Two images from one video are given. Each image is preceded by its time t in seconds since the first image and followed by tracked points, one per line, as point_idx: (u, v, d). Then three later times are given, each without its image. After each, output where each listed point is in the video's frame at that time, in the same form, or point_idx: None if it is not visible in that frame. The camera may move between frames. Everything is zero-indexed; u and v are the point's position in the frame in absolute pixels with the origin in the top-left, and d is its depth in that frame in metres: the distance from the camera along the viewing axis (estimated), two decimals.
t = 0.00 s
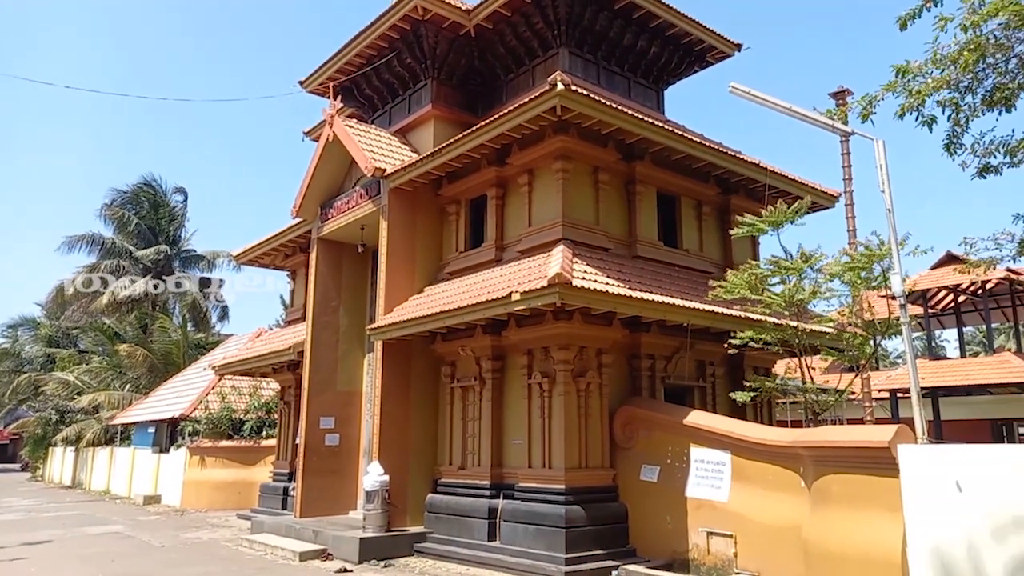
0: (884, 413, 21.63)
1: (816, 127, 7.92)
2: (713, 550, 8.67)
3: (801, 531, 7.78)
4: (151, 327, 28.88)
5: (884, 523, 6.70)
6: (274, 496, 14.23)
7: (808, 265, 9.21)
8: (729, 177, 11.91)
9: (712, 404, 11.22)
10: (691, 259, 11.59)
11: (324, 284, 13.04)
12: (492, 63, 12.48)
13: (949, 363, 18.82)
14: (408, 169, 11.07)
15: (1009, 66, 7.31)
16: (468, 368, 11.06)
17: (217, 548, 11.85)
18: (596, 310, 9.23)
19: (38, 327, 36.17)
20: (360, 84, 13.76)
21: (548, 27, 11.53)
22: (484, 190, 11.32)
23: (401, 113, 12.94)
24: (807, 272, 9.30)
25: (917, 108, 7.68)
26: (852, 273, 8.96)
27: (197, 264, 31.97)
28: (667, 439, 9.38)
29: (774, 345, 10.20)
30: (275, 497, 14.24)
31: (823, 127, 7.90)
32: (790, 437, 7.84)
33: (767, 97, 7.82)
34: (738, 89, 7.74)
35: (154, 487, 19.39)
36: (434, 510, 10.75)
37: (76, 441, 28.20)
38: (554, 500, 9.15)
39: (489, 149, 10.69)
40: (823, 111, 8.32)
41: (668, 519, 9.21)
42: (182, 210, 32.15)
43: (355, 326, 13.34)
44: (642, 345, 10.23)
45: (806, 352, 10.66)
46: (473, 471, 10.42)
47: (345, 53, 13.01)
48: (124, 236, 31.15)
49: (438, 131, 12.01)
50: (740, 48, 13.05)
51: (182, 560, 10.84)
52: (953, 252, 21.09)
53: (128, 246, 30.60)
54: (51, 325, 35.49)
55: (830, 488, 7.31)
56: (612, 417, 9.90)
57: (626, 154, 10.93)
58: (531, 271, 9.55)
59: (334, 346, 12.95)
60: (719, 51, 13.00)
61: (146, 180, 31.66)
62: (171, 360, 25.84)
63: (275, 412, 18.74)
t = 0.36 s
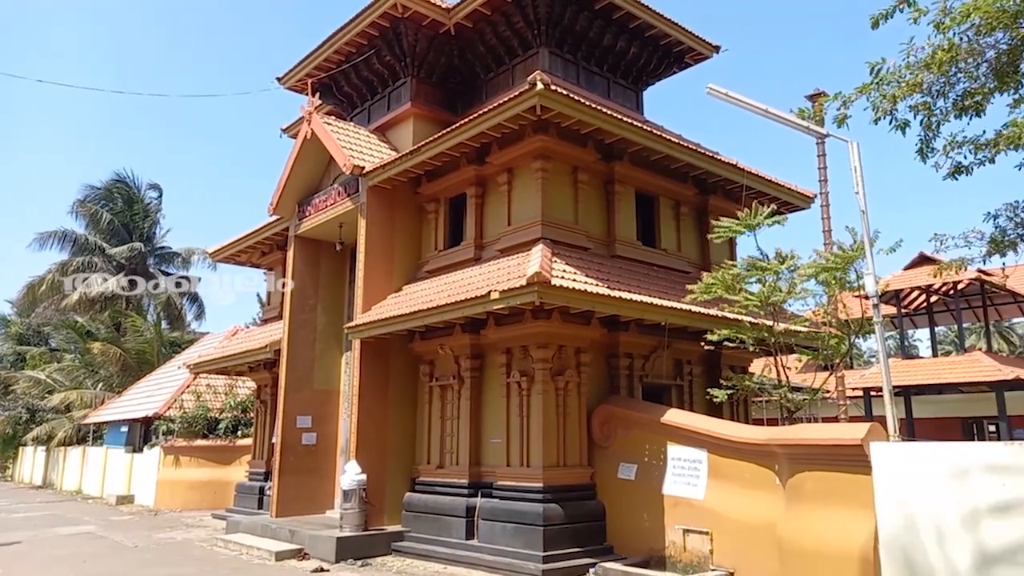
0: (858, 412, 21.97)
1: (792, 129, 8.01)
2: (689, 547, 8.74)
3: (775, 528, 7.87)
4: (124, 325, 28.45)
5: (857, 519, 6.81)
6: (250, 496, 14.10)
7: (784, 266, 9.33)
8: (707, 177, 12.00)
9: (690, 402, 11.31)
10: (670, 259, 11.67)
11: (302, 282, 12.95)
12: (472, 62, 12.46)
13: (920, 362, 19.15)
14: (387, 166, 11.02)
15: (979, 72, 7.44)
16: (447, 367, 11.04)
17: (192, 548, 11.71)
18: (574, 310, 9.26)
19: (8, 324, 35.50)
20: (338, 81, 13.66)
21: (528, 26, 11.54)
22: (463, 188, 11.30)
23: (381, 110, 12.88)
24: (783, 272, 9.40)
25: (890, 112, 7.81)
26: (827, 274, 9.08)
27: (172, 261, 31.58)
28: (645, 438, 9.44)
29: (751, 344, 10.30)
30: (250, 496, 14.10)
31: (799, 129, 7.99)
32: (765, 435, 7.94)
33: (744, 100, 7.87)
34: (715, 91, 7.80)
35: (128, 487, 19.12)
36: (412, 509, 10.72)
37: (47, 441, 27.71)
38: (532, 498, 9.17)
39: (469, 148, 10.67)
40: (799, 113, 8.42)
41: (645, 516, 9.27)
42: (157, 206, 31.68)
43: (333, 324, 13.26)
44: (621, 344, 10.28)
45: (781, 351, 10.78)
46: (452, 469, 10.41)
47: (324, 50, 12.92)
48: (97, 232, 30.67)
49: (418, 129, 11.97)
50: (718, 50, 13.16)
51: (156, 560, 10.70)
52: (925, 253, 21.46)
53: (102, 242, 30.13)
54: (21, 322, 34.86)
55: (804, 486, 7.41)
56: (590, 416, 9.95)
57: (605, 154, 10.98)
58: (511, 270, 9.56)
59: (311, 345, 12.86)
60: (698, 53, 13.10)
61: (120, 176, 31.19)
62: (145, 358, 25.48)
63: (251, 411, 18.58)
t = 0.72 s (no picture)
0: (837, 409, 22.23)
1: (773, 128, 8.06)
2: (670, 543, 8.80)
3: (755, 524, 7.94)
4: (102, 322, 28.10)
5: (835, 515, 6.89)
6: (230, 494, 13.99)
7: (764, 264, 9.40)
8: (689, 176, 12.07)
9: (671, 399, 11.38)
10: (652, 257, 11.73)
11: (283, 279, 12.86)
12: (455, 58, 12.42)
13: (898, 359, 19.40)
14: (370, 162, 10.96)
15: (956, 73, 7.51)
16: (429, 364, 11.02)
17: (171, 547, 11.60)
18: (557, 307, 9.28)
19: None
20: (320, 76, 13.56)
21: (511, 23, 11.52)
22: (446, 185, 11.27)
23: (363, 106, 12.80)
24: (765, 270, 9.47)
25: (869, 112, 7.89)
26: (808, 272, 9.16)
27: (151, 257, 31.27)
28: (626, 435, 9.49)
29: (731, 342, 10.37)
30: (230, 494, 14.00)
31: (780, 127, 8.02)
32: (745, 432, 8.00)
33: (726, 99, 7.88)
34: (697, 88, 7.82)
35: (105, 485, 18.91)
36: (394, 506, 10.69)
37: (22, 439, 27.30)
38: (514, 495, 9.18)
39: (452, 144, 10.64)
40: (780, 112, 8.47)
41: (626, 513, 9.32)
42: (135, 201, 31.25)
43: (315, 321, 13.19)
44: (603, 341, 10.32)
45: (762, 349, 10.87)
46: (433, 467, 10.40)
47: (306, 44, 12.81)
48: (74, 227, 30.25)
49: (400, 125, 11.91)
50: (700, 49, 13.21)
51: (134, 559, 10.59)
52: (903, 253, 21.75)
53: (79, 238, 29.72)
54: None
55: (783, 482, 7.48)
56: (572, 413, 9.98)
57: (588, 152, 11.00)
58: (493, 267, 9.56)
59: (292, 342, 12.78)
60: (680, 51, 13.15)
61: (98, 171, 30.78)
62: (123, 356, 25.19)
63: (231, 408, 18.43)
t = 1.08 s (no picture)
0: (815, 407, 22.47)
1: (752, 129, 8.12)
2: (649, 540, 8.86)
3: (733, 521, 8.01)
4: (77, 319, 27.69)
5: (811, 511, 6.97)
6: (207, 493, 13.84)
7: (744, 263, 9.47)
8: (670, 175, 12.13)
9: (651, 397, 11.44)
10: (633, 256, 11.78)
11: (262, 276, 12.75)
12: (437, 55, 12.38)
13: (875, 358, 19.64)
14: (350, 160, 10.90)
15: (932, 76, 7.60)
16: (410, 363, 10.99)
17: (147, 547, 11.48)
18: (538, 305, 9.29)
19: None
20: (301, 72, 13.47)
21: (494, 21, 11.51)
22: (427, 182, 11.24)
23: (344, 103, 12.72)
24: (745, 270, 9.54)
25: (846, 114, 7.98)
26: (789, 272, 9.24)
27: (128, 254, 30.89)
28: (607, 432, 9.52)
29: (711, 341, 10.43)
30: (208, 493, 13.86)
31: (760, 127, 8.09)
32: (724, 430, 8.06)
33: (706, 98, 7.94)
34: (678, 89, 7.87)
35: (80, 484, 18.64)
36: (374, 505, 10.65)
37: None
38: (495, 493, 9.19)
39: (434, 142, 10.61)
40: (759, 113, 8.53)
41: (606, 510, 9.36)
42: (111, 197, 30.82)
43: (295, 319, 13.09)
44: (584, 340, 10.35)
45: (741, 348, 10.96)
46: (414, 465, 10.37)
47: (286, 40, 12.70)
48: (49, 223, 29.78)
49: (382, 122, 11.85)
50: (681, 49, 13.28)
51: (109, 559, 10.44)
52: (880, 253, 22.04)
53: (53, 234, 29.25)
54: None
55: (760, 479, 7.55)
56: (553, 411, 10.01)
57: (570, 151, 11.01)
58: (475, 265, 9.55)
59: (272, 340, 12.68)
60: (662, 52, 13.22)
61: (73, 166, 30.33)
62: (99, 354, 24.83)
63: (209, 407, 18.24)
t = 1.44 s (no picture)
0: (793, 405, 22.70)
1: (733, 128, 8.17)
2: (629, 537, 8.90)
3: (711, 518, 8.08)
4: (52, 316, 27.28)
5: (788, 508, 7.04)
6: (185, 492, 13.70)
7: (725, 262, 9.52)
8: (651, 174, 12.18)
9: (631, 395, 11.50)
10: (614, 254, 11.82)
11: (241, 273, 12.63)
12: (419, 52, 12.33)
13: (852, 356, 19.87)
14: (331, 156, 10.82)
15: (909, 79, 7.68)
16: (390, 360, 10.94)
17: (123, 546, 11.34)
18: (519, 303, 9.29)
19: None
20: (281, 67, 13.35)
21: (476, 18, 11.48)
22: (409, 179, 11.19)
23: (325, 98, 12.62)
24: (725, 268, 9.61)
25: (825, 116, 8.06)
26: (769, 271, 9.31)
27: (104, 250, 30.47)
28: (587, 430, 9.55)
29: (691, 339, 10.47)
30: (185, 492, 13.71)
31: (739, 127, 8.14)
32: (703, 428, 8.12)
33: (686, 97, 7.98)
34: (659, 88, 7.90)
35: (55, 483, 18.36)
36: (354, 503, 10.60)
37: None
38: (475, 491, 9.18)
39: (415, 139, 10.56)
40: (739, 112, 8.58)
41: (586, 508, 9.40)
42: (87, 192, 30.36)
43: (274, 315, 12.99)
44: (565, 338, 10.37)
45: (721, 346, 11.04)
46: (394, 463, 10.34)
47: (266, 34, 12.57)
48: (23, 218, 29.27)
49: (363, 119, 11.77)
50: (663, 49, 13.34)
51: (83, 559, 10.30)
52: (858, 252, 22.28)
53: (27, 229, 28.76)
54: None
55: (738, 477, 7.61)
56: (534, 409, 10.02)
57: (552, 149, 11.01)
58: (456, 263, 9.53)
59: (251, 337, 12.58)
60: (644, 51, 13.26)
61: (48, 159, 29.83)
62: (74, 351, 24.49)
63: (187, 405, 18.04)
